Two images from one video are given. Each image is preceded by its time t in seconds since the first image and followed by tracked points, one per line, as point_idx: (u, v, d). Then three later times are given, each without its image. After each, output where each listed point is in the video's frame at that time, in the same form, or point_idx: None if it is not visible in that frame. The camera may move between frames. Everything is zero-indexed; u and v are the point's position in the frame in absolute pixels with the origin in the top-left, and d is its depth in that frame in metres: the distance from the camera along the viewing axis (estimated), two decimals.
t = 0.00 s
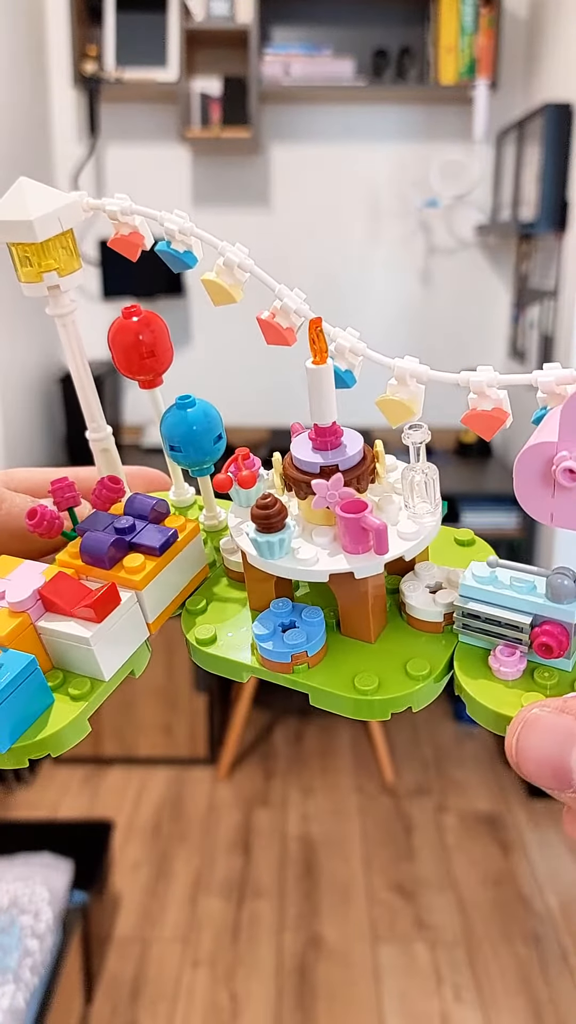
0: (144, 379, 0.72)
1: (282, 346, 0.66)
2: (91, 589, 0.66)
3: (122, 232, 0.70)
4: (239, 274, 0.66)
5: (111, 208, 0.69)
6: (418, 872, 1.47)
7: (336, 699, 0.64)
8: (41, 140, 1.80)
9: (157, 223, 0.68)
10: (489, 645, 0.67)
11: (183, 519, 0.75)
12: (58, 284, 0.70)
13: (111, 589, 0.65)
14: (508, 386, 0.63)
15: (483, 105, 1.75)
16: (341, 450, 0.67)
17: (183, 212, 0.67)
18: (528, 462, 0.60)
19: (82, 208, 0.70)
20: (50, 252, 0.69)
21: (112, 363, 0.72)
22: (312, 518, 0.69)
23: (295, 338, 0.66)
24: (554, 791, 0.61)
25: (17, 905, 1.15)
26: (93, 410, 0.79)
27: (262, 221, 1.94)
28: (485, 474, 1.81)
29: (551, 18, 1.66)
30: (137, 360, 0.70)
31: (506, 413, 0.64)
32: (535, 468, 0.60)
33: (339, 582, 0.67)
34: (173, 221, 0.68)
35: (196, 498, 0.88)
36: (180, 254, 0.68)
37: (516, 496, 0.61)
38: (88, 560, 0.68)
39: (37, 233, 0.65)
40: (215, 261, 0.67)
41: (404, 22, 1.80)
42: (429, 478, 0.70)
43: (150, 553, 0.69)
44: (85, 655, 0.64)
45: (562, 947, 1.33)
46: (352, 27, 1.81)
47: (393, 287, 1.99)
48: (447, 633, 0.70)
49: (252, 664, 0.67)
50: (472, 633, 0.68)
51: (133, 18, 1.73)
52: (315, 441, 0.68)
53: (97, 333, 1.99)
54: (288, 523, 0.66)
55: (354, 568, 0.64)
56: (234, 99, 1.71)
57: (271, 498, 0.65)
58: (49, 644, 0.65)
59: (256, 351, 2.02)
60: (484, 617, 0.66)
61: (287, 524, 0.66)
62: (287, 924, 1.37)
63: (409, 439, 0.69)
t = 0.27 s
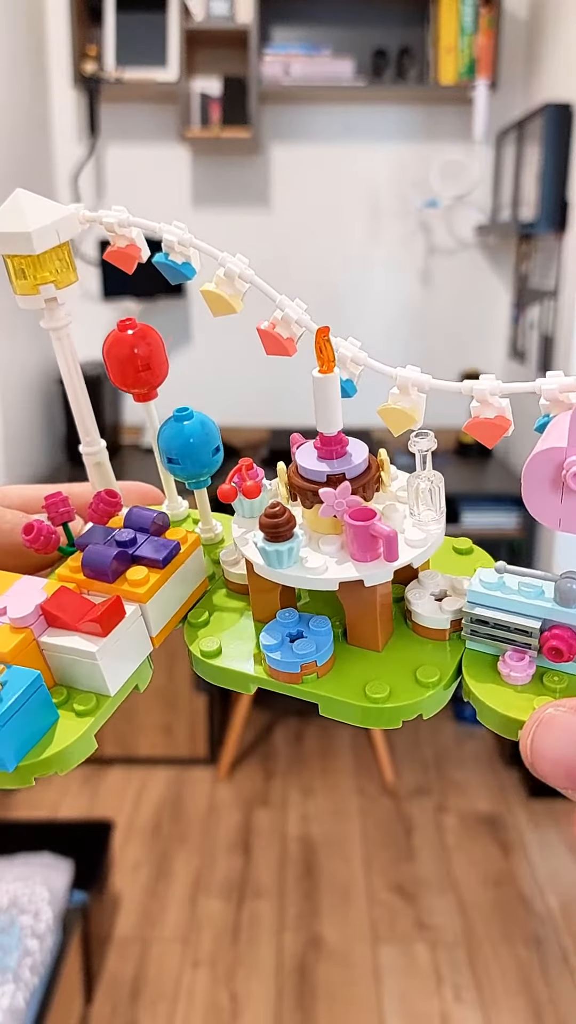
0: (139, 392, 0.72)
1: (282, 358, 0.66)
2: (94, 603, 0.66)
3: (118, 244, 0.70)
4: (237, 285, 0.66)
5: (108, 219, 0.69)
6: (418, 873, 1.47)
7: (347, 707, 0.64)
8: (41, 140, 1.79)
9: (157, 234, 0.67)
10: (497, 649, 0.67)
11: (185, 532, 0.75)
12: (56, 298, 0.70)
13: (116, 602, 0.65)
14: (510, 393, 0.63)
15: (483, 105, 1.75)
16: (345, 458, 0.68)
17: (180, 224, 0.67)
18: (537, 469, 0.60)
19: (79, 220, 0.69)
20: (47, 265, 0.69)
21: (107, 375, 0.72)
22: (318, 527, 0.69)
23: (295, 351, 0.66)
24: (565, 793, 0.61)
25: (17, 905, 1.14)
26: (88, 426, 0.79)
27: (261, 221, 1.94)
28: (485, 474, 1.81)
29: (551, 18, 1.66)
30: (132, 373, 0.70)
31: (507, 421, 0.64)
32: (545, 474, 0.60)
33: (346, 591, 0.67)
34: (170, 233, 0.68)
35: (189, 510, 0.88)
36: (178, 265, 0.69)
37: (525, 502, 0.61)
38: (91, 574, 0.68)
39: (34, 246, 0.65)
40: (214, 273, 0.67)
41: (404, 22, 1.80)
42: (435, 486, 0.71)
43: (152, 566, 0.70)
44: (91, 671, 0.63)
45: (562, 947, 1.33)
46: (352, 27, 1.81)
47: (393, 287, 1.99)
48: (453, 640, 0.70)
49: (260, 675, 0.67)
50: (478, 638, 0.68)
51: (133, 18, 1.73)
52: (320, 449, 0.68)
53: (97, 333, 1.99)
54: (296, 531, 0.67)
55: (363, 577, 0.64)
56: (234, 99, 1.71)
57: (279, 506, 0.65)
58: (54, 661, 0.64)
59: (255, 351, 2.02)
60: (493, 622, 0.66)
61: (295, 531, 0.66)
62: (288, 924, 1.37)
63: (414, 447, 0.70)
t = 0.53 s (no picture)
0: (127, 403, 0.74)
1: (277, 364, 0.71)
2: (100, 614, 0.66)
3: (106, 257, 0.74)
4: (228, 292, 0.69)
5: (99, 231, 0.72)
6: (419, 873, 1.47)
7: (368, 704, 0.65)
8: (41, 139, 1.79)
9: (148, 245, 0.70)
10: (508, 638, 0.70)
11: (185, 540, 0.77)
12: (46, 307, 0.71)
13: (124, 610, 0.65)
14: (504, 388, 0.65)
15: (483, 105, 1.75)
16: (350, 457, 0.70)
17: (169, 236, 0.70)
18: (545, 455, 0.63)
19: (67, 232, 0.70)
20: (36, 275, 0.70)
21: (94, 389, 0.74)
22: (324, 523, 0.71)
23: (288, 356, 0.71)
24: None
25: (17, 905, 1.14)
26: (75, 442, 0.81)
27: (261, 221, 1.94)
28: (484, 474, 1.81)
29: (550, 18, 1.66)
30: (120, 387, 0.72)
31: (503, 414, 0.66)
32: (553, 458, 0.63)
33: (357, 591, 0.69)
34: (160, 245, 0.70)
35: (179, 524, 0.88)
36: (169, 275, 0.71)
37: (532, 487, 0.65)
38: (94, 585, 0.69)
39: (27, 255, 0.67)
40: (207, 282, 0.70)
41: (404, 22, 1.80)
42: (439, 482, 0.73)
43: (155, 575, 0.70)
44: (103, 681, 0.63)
45: (563, 946, 1.33)
46: (352, 27, 1.81)
47: (393, 287, 1.99)
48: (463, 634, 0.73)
49: (273, 677, 0.68)
50: (489, 629, 0.71)
51: (133, 18, 1.73)
52: (323, 448, 0.71)
53: (97, 333, 1.99)
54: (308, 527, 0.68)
55: (377, 571, 0.66)
56: (234, 99, 1.72)
57: (290, 504, 0.66)
58: (64, 674, 0.64)
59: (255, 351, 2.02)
60: (506, 610, 0.69)
61: (308, 529, 0.68)
62: (287, 924, 1.37)
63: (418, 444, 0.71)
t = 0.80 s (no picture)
0: (110, 405, 0.73)
1: (267, 365, 0.71)
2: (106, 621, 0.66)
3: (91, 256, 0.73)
4: (218, 293, 0.69)
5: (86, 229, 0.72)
6: (418, 873, 1.47)
7: (384, 700, 0.66)
8: (41, 139, 1.80)
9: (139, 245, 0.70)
10: (512, 630, 0.72)
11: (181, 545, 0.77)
12: (32, 307, 0.71)
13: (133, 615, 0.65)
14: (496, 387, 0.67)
15: (483, 105, 1.75)
16: (352, 456, 0.71)
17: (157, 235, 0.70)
18: (549, 451, 0.64)
19: (52, 229, 0.72)
20: (20, 274, 0.70)
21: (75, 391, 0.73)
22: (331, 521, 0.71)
23: (279, 356, 0.71)
24: None
25: (17, 905, 1.14)
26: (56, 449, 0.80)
27: (261, 221, 1.94)
28: (484, 474, 1.81)
29: (550, 19, 1.66)
30: (101, 388, 0.71)
31: (497, 412, 0.67)
32: (557, 454, 0.63)
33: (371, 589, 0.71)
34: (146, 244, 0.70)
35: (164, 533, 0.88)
36: (157, 274, 0.71)
37: (536, 483, 0.65)
38: (97, 592, 0.69)
39: (17, 251, 0.66)
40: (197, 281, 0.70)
41: (404, 22, 1.80)
42: (439, 479, 0.73)
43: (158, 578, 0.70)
44: (117, 689, 0.63)
45: (562, 946, 1.33)
46: (352, 27, 1.81)
47: (392, 287, 1.99)
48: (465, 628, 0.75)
49: (283, 678, 0.68)
50: (494, 621, 0.72)
51: (133, 18, 1.73)
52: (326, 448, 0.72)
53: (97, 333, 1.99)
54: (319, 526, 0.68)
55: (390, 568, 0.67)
56: (234, 99, 1.72)
57: (303, 504, 0.66)
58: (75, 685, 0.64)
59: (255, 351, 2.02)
60: (510, 602, 0.71)
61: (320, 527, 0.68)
62: (287, 924, 1.37)
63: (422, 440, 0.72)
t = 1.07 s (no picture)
0: (77, 421, 0.75)
1: (239, 373, 0.75)
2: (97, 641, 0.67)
3: (56, 268, 0.75)
4: (188, 303, 0.75)
5: (54, 244, 0.74)
6: (418, 873, 1.47)
7: (383, 700, 0.69)
8: (41, 139, 1.80)
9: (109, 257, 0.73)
10: (501, 625, 0.77)
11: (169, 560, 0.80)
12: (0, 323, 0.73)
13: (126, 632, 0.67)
14: (468, 391, 0.75)
15: (483, 106, 1.75)
16: (335, 462, 0.73)
17: (125, 246, 0.73)
18: (533, 445, 0.71)
19: (16, 244, 0.73)
20: None
21: (43, 408, 0.75)
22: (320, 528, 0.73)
23: (252, 365, 0.76)
24: None
25: (17, 905, 1.14)
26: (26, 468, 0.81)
27: (261, 221, 1.94)
28: (485, 474, 1.81)
29: (550, 19, 1.66)
30: (68, 403, 0.74)
31: (469, 414, 0.76)
32: (539, 450, 0.71)
33: (363, 595, 0.73)
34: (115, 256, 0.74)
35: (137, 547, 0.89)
36: (126, 286, 0.74)
37: (516, 478, 0.72)
38: (86, 612, 0.70)
39: None
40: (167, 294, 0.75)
41: (404, 22, 1.80)
42: (421, 482, 0.77)
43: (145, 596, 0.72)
44: (115, 709, 0.65)
45: (561, 947, 1.33)
46: (352, 27, 1.81)
47: (393, 287, 1.99)
48: (451, 626, 0.80)
49: (278, 686, 0.70)
50: (482, 617, 0.77)
51: (133, 18, 1.73)
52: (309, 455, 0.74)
53: (97, 334, 1.99)
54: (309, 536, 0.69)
55: (381, 570, 0.70)
56: (234, 98, 1.71)
57: (294, 512, 0.68)
58: (73, 709, 0.65)
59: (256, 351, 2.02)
60: (497, 596, 0.76)
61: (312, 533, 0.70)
62: (286, 924, 1.37)
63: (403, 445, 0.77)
